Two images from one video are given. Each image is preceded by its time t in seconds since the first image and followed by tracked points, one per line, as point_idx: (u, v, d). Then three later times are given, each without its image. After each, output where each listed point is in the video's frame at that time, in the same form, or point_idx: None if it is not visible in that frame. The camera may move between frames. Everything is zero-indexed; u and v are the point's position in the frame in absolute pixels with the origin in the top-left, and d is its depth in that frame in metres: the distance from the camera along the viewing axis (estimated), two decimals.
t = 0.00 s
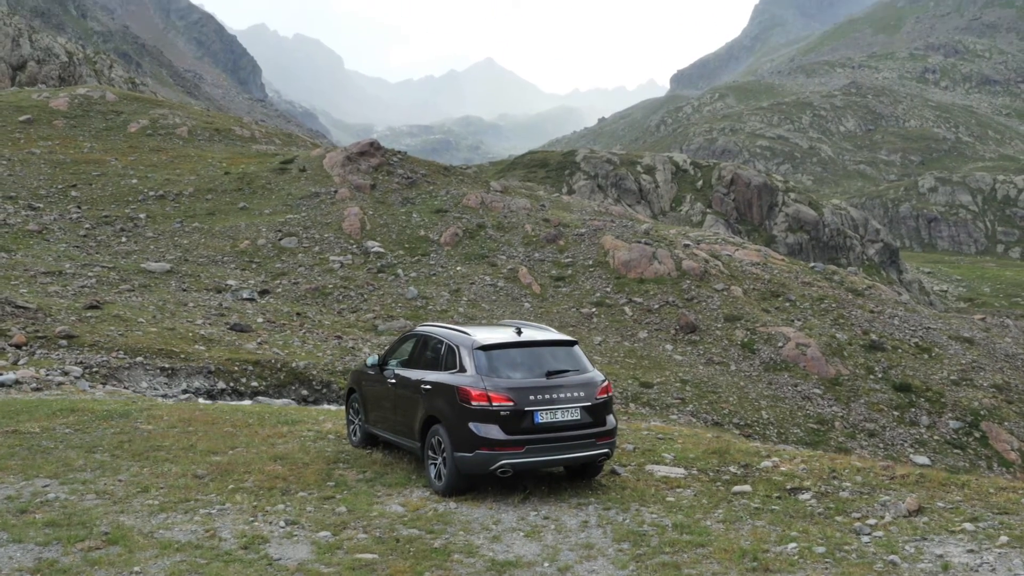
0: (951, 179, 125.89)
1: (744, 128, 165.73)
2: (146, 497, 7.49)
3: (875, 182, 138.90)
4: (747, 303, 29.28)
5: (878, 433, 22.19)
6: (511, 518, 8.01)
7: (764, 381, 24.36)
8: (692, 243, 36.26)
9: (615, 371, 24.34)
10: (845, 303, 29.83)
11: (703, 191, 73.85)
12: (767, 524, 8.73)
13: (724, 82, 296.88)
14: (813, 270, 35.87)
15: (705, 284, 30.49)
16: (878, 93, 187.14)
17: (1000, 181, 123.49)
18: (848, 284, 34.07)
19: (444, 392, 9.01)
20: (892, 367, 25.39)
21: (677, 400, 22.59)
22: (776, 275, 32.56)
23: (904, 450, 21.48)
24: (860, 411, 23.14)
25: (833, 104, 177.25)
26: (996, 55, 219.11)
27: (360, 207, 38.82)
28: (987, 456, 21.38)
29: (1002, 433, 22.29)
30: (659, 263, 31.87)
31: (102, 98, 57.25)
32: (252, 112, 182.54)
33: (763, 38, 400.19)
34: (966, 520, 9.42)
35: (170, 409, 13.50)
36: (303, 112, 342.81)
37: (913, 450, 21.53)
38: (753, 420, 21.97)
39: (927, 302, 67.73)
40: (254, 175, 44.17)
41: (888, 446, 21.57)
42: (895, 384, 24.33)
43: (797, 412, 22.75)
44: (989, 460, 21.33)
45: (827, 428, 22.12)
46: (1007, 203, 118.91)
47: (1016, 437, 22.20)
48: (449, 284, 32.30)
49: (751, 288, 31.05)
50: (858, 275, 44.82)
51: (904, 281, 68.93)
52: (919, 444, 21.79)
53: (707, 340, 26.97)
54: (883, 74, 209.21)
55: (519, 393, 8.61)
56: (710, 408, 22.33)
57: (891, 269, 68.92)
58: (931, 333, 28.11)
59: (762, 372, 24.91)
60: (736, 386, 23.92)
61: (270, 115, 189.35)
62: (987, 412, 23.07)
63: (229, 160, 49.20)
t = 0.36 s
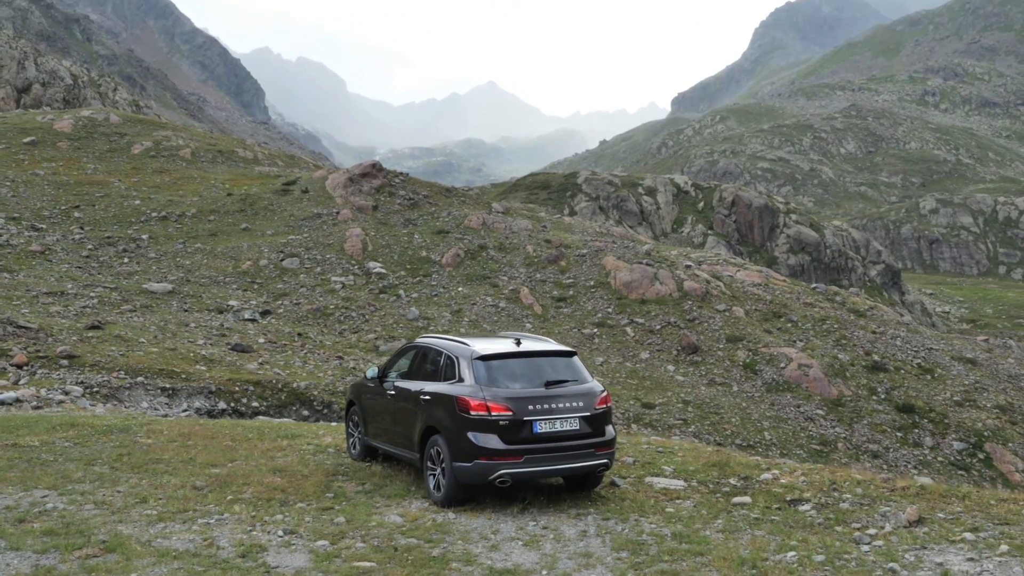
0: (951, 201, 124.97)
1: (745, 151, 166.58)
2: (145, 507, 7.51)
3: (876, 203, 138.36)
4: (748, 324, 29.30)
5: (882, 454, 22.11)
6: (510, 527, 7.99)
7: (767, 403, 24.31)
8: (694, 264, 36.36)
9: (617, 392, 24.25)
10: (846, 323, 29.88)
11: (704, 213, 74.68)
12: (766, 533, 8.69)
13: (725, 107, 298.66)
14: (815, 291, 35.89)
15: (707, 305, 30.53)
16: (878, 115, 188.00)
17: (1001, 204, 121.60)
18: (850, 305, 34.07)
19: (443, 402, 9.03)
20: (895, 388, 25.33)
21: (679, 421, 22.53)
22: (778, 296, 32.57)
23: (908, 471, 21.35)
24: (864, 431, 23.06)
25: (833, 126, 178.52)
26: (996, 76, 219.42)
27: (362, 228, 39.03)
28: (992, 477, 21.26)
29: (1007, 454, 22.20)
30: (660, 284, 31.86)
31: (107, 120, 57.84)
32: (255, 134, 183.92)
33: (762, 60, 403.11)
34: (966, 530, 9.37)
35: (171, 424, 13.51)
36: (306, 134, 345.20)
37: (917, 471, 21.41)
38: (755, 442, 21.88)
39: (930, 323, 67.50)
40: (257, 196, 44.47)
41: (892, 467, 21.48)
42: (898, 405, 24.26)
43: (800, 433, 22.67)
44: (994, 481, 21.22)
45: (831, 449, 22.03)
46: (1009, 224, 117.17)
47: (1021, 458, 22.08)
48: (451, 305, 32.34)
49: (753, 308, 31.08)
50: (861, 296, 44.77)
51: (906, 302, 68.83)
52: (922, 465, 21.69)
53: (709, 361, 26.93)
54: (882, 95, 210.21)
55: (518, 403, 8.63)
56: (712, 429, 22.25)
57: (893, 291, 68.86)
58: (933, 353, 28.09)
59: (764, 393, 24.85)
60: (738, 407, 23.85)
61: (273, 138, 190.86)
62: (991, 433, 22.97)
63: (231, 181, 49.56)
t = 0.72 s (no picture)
0: (953, 220, 125.37)
1: (746, 170, 167.23)
2: (143, 516, 7.52)
3: (878, 222, 138.32)
4: (751, 343, 29.27)
5: (886, 473, 21.98)
6: (508, 537, 7.98)
7: (769, 421, 24.22)
8: (696, 282, 36.41)
9: (619, 411, 24.17)
10: (849, 342, 29.89)
11: (706, 233, 74.91)
12: (764, 542, 8.67)
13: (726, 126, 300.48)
14: (817, 310, 35.88)
15: (709, 323, 30.54)
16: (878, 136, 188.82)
17: (1003, 224, 122.22)
18: (852, 324, 34.05)
19: (442, 411, 9.06)
20: (898, 407, 25.24)
21: (682, 440, 22.46)
22: (780, 314, 32.60)
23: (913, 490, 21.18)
24: (867, 451, 22.95)
25: (834, 146, 179.48)
26: (996, 97, 220.49)
27: (364, 247, 39.18)
28: (997, 496, 21.08)
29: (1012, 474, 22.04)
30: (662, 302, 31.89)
31: (111, 139, 58.32)
32: (258, 154, 185.12)
33: (762, 79, 405.92)
34: (965, 540, 9.34)
35: (171, 438, 13.50)
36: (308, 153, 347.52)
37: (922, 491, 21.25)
38: (758, 460, 21.77)
39: (933, 343, 67.26)
40: (260, 215, 44.71)
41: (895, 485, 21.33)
42: (902, 424, 24.17)
43: (803, 452, 22.56)
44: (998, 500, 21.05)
45: (834, 468, 21.91)
46: (1012, 244, 117.67)
47: None
48: (453, 323, 32.38)
49: (755, 327, 31.11)
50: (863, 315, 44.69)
51: (909, 321, 68.76)
52: (927, 484, 21.56)
53: (711, 379, 26.88)
54: (882, 115, 211.29)
55: (516, 412, 8.66)
56: (715, 448, 22.17)
57: (895, 310, 68.91)
58: (936, 372, 28.03)
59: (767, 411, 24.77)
60: (740, 426, 23.77)
61: (276, 157, 192.08)
62: (995, 452, 22.84)
63: (234, 201, 49.85)
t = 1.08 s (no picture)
0: (956, 238, 125.26)
1: (749, 189, 167.58)
2: (141, 524, 7.55)
3: (880, 239, 138.24)
4: (753, 359, 29.22)
5: (889, 490, 21.86)
6: (505, 543, 7.99)
7: (772, 438, 24.16)
8: (698, 300, 36.44)
9: (622, 429, 24.08)
10: (852, 359, 29.87)
11: (709, 250, 75.03)
12: (762, 549, 8.66)
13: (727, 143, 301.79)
14: (820, 327, 35.85)
15: (711, 340, 30.52)
16: (880, 153, 189.34)
17: (1006, 242, 122.15)
18: (855, 341, 34.00)
19: (440, 418, 9.09)
20: (901, 424, 25.16)
21: (685, 457, 22.40)
22: (782, 331, 32.61)
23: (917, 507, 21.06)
24: (871, 468, 22.85)
25: (836, 164, 180.08)
26: (997, 115, 221.04)
27: (366, 263, 39.33)
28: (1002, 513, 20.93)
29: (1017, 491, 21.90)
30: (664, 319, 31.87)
31: (115, 157, 58.76)
32: (261, 172, 186.27)
33: (763, 96, 407.60)
34: (963, 546, 9.32)
35: (171, 449, 13.52)
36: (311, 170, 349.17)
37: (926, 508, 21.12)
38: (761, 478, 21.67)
39: (937, 360, 66.95)
40: (263, 232, 44.94)
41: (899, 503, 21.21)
42: (905, 441, 24.08)
43: (807, 470, 22.47)
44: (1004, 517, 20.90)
45: (838, 486, 21.80)
46: (1015, 262, 117.49)
47: None
48: (455, 340, 32.41)
49: (758, 344, 31.10)
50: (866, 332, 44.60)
51: (912, 338, 68.47)
52: (931, 501, 21.44)
53: (714, 397, 26.79)
54: (883, 134, 212.24)
55: (513, 419, 8.69)
56: (718, 466, 22.08)
57: (899, 327, 68.74)
58: (940, 390, 27.95)
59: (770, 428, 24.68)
60: (743, 443, 23.71)
61: (279, 175, 193.14)
62: (1000, 470, 22.73)
63: (237, 218, 50.11)
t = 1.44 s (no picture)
0: (959, 253, 125.00)
1: (751, 204, 167.78)
2: (140, 528, 7.60)
3: (883, 254, 138.09)
4: (756, 374, 29.17)
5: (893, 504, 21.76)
6: (502, 546, 8.01)
7: (776, 454, 24.09)
8: (700, 314, 36.44)
9: (624, 442, 24.02)
10: (855, 374, 29.82)
11: (711, 266, 75.06)
12: (759, 552, 8.66)
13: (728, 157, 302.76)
14: (822, 342, 35.78)
15: (714, 355, 30.49)
16: (881, 167, 189.76)
17: (1009, 257, 121.85)
18: (858, 356, 33.90)
19: (438, 422, 9.13)
20: (905, 439, 25.06)
21: (687, 472, 22.35)
22: (785, 347, 32.59)
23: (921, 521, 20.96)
24: (875, 484, 22.75)
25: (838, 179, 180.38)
26: (998, 131, 221.22)
27: (369, 278, 39.44)
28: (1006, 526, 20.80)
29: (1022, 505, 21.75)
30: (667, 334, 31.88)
31: (118, 173, 59.14)
32: (264, 188, 187.19)
33: (764, 111, 409.10)
34: (961, 550, 9.30)
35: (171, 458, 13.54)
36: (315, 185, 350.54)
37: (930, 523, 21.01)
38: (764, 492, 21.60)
39: (941, 376, 66.55)
40: (265, 247, 45.12)
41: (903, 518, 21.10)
42: (909, 457, 23.99)
43: (810, 485, 22.38)
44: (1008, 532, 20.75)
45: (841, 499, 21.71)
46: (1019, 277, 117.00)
47: None
48: (457, 354, 32.43)
49: (761, 358, 31.06)
50: (870, 347, 44.43)
51: (916, 353, 68.12)
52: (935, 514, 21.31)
53: (717, 412, 26.71)
54: (885, 150, 212.78)
55: (511, 423, 8.73)
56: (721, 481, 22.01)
57: (903, 343, 68.46)
58: (944, 404, 27.85)
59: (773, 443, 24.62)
60: (747, 459, 23.67)
61: (282, 191, 193.89)
62: (1004, 485, 22.61)
63: (240, 233, 50.31)
